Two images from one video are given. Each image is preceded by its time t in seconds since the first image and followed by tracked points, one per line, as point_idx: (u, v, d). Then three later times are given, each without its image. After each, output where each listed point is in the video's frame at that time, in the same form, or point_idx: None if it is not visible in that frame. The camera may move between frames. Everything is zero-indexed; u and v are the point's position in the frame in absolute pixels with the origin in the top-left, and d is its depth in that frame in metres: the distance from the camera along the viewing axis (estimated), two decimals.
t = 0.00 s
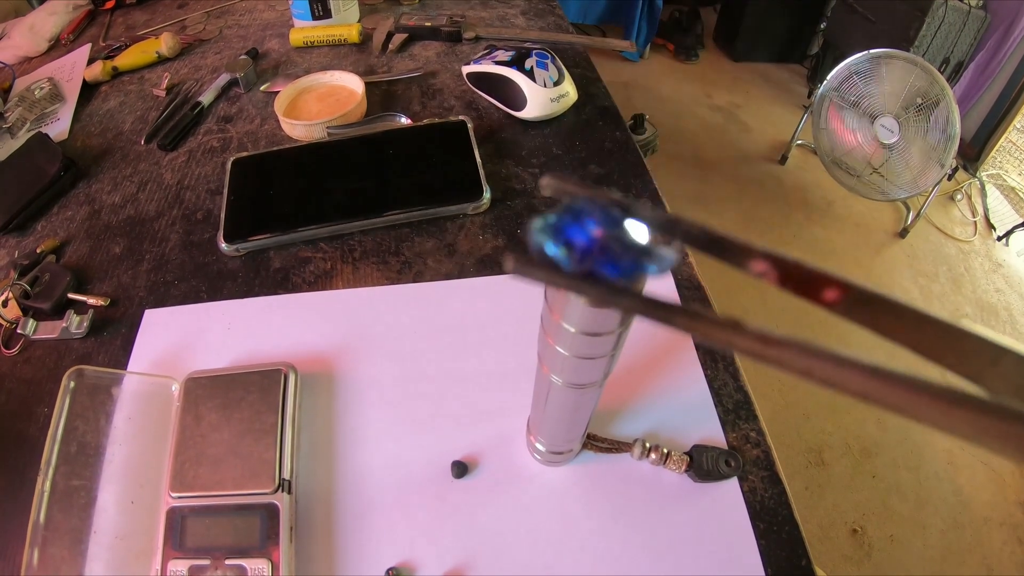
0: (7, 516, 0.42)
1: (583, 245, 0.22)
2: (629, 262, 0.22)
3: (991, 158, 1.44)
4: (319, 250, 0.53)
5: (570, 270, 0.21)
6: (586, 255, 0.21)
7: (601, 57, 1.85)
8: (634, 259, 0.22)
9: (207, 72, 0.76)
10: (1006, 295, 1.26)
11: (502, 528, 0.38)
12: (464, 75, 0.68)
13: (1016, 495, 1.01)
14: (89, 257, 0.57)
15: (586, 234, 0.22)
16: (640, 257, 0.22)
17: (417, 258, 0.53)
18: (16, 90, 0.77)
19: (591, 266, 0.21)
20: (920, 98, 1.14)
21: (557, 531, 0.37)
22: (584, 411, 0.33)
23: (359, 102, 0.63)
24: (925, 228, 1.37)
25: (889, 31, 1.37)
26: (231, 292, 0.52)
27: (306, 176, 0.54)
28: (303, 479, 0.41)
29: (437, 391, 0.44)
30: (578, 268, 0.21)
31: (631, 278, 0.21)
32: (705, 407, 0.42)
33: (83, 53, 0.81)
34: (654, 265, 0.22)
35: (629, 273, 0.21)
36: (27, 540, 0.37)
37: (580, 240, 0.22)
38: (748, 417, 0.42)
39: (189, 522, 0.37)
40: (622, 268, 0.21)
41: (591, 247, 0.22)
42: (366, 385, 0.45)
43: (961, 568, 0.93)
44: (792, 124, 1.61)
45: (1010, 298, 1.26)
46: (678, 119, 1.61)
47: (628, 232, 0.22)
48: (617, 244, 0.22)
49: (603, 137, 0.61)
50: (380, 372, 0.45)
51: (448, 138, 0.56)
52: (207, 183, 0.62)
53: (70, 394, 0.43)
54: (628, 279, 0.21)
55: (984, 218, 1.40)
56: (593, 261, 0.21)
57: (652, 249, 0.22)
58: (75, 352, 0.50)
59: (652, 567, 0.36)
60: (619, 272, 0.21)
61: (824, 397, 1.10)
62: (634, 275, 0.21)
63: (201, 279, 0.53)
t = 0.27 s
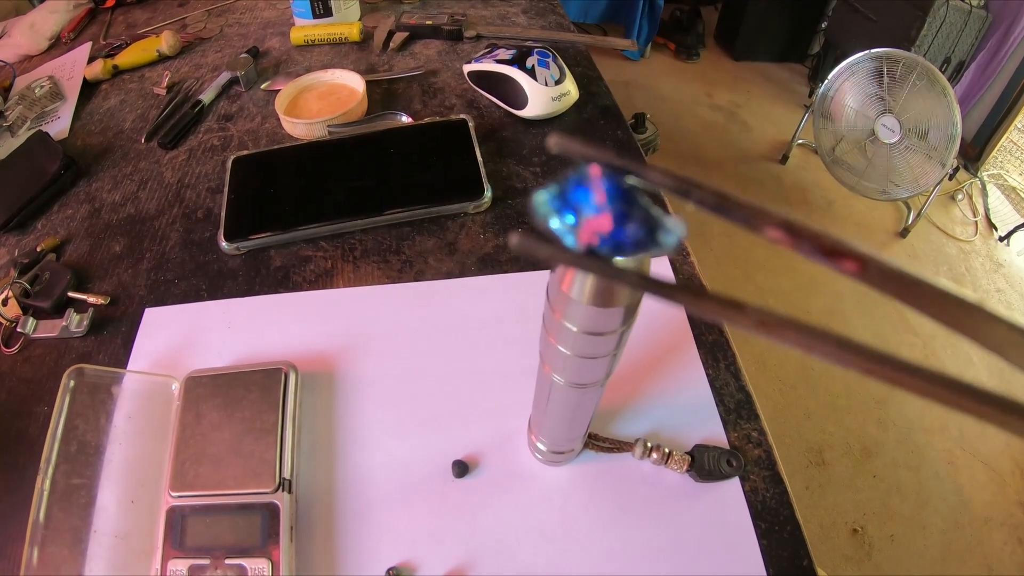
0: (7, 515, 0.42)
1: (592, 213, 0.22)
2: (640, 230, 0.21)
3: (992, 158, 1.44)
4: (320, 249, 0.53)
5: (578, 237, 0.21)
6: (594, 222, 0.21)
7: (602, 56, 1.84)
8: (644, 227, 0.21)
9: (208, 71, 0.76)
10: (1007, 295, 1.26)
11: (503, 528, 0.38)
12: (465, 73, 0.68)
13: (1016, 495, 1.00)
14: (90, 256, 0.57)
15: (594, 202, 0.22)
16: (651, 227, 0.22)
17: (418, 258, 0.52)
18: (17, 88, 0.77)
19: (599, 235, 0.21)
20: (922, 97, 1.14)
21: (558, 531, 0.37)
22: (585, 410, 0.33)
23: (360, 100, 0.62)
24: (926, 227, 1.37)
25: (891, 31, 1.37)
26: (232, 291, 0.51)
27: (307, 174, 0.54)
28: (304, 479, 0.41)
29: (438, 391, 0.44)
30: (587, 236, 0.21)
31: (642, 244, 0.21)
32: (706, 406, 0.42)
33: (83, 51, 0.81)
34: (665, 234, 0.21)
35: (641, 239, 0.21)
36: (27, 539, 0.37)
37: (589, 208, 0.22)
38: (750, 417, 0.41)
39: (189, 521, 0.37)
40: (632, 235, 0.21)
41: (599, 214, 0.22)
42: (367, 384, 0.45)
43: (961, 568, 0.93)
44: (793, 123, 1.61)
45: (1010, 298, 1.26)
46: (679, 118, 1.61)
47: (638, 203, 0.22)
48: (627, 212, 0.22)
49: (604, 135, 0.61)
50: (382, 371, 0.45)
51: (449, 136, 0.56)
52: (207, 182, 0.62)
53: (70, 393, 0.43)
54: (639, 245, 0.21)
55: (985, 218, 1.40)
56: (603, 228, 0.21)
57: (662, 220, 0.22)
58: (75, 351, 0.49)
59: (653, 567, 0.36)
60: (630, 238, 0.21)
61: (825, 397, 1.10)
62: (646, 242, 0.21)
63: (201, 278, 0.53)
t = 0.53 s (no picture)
0: (8, 515, 0.42)
1: (577, 234, 0.21)
2: (625, 250, 0.21)
3: (993, 158, 1.44)
4: (321, 249, 0.53)
5: (562, 262, 0.21)
6: (579, 244, 0.21)
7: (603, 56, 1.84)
8: (630, 246, 0.21)
9: (209, 70, 0.76)
10: (1008, 295, 1.26)
11: (505, 529, 0.38)
12: (467, 73, 0.67)
13: (1016, 496, 1.00)
14: (91, 255, 0.56)
15: (579, 221, 0.22)
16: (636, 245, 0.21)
17: (419, 258, 0.52)
18: (18, 88, 0.77)
19: (583, 257, 0.21)
20: (922, 98, 1.14)
21: (559, 532, 0.37)
22: (587, 412, 0.33)
23: (362, 100, 0.62)
24: (926, 228, 1.37)
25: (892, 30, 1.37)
26: (233, 291, 0.51)
27: (308, 174, 0.54)
28: (305, 479, 0.41)
29: (440, 391, 0.44)
30: (571, 260, 0.21)
31: (626, 266, 0.21)
32: (708, 407, 0.42)
33: (84, 51, 0.81)
34: (651, 255, 0.20)
35: (625, 261, 0.21)
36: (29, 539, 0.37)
37: (574, 228, 0.22)
38: (751, 418, 0.41)
39: (190, 522, 0.37)
40: (617, 257, 0.21)
41: (584, 235, 0.21)
42: (369, 385, 0.45)
43: (961, 569, 0.93)
44: (795, 123, 1.61)
45: (1011, 299, 1.25)
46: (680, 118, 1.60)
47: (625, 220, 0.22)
48: (611, 231, 0.21)
49: (606, 136, 0.61)
50: (383, 372, 0.45)
51: (450, 137, 0.56)
52: (208, 182, 0.62)
53: (71, 394, 0.43)
54: (623, 267, 0.21)
55: (986, 218, 1.40)
56: (588, 250, 0.21)
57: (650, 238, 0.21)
58: (76, 351, 0.49)
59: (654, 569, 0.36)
60: (614, 260, 0.21)
61: (825, 397, 1.10)
62: (630, 264, 0.20)
63: (203, 278, 0.53)
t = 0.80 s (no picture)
0: (8, 515, 0.42)
1: (570, 235, 0.22)
2: (616, 251, 0.21)
3: (993, 158, 1.43)
4: (321, 250, 0.53)
5: (554, 264, 0.21)
6: (571, 245, 0.21)
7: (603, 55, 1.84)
8: (621, 247, 0.21)
9: (209, 71, 0.76)
10: (1008, 296, 1.26)
11: (504, 530, 0.38)
12: (466, 74, 0.68)
13: (1016, 496, 1.00)
14: (91, 256, 0.57)
15: (571, 222, 0.22)
16: (628, 246, 0.21)
17: (418, 259, 0.52)
18: (18, 88, 0.77)
19: (575, 258, 0.21)
20: (923, 98, 1.14)
21: (558, 533, 0.37)
22: (585, 413, 0.33)
23: (362, 101, 0.62)
24: (926, 228, 1.37)
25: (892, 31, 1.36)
26: (233, 292, 0.52)
27: (308, 175, 0.54)
28: (304, 480, 0.41)
29: (439, 392, 0.44)
30: (562, 262, 0.21)
31: (617, 267, 0.21)
32: (706, 410, 0.42)
33: (85, 51, 0.81)
34: (642, 257, 0.21)
35: (616, 262, 0.21)
36: (29, 539, 0.37)
37: (566, 229, 0.22)
38: (749, 420, 0.42)
39: (190, 522, 0.37)
40: (608, 258, 0.21)
41: (575, 237, 0.21)
42: (368, 385, 0.45)
43: (960, 569, 0.93)
44: (795, 123, 1.61)
45: (1011, 299, 1.26)
46: (680, 118, 1.60)
47: (617, 220, 0.22)
48: (603, 231, 0.21)
49: (605, 137, 0.61)
50: (382, 372, 0.45)
51: (450, 138, 0.56)
52: (208, 182, 0.62)
53: (71, 394, 0.43)
54: (614, 268, 0.21)
55: (986, 218, 1.40)
56: (579, 251, 0.21)
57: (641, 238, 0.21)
58: (76, 352, 0.50)
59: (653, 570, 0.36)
60: (605, 261, 0.21)
61: (824, 398, 1.10)
62: (621, 265, 0.21)
63: (202, 278, 0.53)
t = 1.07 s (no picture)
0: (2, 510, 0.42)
1: (535, 267, 0.22)
2: (580, 283, 0.22)
3: (993, 158, 1.42)
4: (315, 246, 0.53)
5: (519, 293, 0.21)
6: (536, 276, 0.22)
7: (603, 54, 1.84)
8: (584, 279, 0.22)
9: (206, 67, 0.76)
10: (1008, 295, 1.26)
11: (495, 526, 0.37)
12: (463, 70, 0.67)
13: (1015, 496, 1.00)
14: (87, 252, 0.56)
15: (536, 254, 0.22)
16: (591, 278, 0.22)
17: (413, 254, 0.52)
18: (15, 85, 0.77)
19: (540, 289, 0.21)
20: (923, 96, 1.14)
21: (550, 529, 0.37)
22: (577, 408, 0.33)
23: (357, 97, 0.62)
24: (926, 227, 1.37)
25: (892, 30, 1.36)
26: (227, 287, 0.51)
27: (303, 171, 0.54)
28: (296, 475, 0.41)
29: (431, 388, 0.44)
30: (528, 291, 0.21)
31: (581, 299, 0.21)
32: (699, 406, 0.42)
33: (82, 48, 0.80)
34: (605, 288, 0.22)
35: (580, 294, 0.21)
36: (21, 534, 0.37)
37: (532, 262, 0.22)
38: (744, 416, 0.41)
39: (182, 517, 0.37)
40: (572, 290, 0.21)
41: (541, 268, 0.22)
42: (360, 381, 0.45)
43: (959, 569, 0.93)
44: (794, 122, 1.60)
45: (1011, 298, 1.25)
46: (679, 116, 1.60)
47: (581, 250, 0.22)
48: (567, 263, 0.22)
49: (601, 133, 0.61)
50: (375, 368, 0.45)
51: (446, 134, 0.56)
52: (203, 178, 0.62)
53: (64, 389, 0.42)
54: (578, 299, 0.21)
55: (986, 217, 1.39)
56: (544, 282, 0.22)
57: (604, 268, 0.22)
58: (71, 347, 0.49)
59: (646, 567, 0.35)
60: (569, 293, 0.21)
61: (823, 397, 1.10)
62: (584, 297, 0.21)
63: (197, 274, 0.53)
